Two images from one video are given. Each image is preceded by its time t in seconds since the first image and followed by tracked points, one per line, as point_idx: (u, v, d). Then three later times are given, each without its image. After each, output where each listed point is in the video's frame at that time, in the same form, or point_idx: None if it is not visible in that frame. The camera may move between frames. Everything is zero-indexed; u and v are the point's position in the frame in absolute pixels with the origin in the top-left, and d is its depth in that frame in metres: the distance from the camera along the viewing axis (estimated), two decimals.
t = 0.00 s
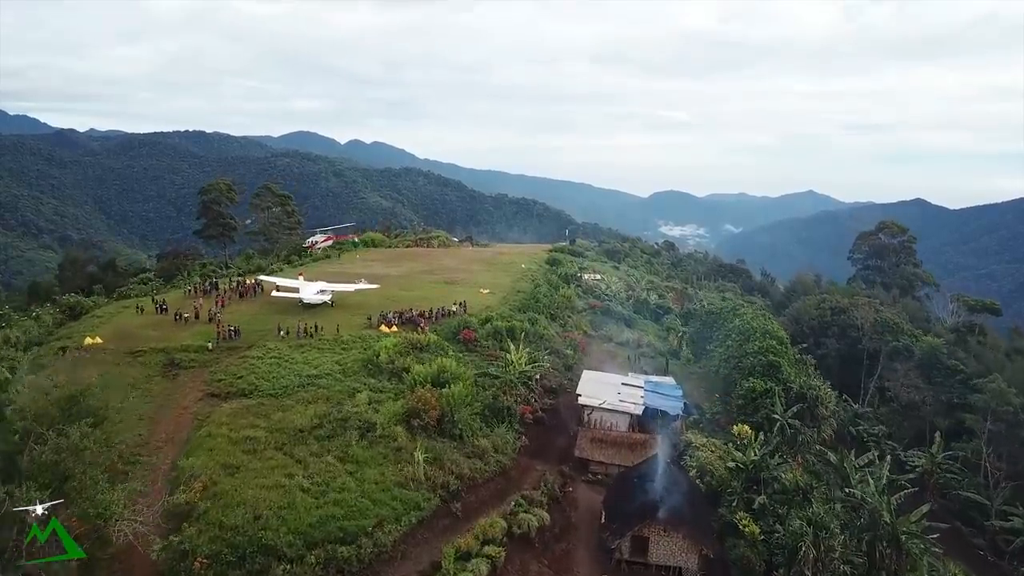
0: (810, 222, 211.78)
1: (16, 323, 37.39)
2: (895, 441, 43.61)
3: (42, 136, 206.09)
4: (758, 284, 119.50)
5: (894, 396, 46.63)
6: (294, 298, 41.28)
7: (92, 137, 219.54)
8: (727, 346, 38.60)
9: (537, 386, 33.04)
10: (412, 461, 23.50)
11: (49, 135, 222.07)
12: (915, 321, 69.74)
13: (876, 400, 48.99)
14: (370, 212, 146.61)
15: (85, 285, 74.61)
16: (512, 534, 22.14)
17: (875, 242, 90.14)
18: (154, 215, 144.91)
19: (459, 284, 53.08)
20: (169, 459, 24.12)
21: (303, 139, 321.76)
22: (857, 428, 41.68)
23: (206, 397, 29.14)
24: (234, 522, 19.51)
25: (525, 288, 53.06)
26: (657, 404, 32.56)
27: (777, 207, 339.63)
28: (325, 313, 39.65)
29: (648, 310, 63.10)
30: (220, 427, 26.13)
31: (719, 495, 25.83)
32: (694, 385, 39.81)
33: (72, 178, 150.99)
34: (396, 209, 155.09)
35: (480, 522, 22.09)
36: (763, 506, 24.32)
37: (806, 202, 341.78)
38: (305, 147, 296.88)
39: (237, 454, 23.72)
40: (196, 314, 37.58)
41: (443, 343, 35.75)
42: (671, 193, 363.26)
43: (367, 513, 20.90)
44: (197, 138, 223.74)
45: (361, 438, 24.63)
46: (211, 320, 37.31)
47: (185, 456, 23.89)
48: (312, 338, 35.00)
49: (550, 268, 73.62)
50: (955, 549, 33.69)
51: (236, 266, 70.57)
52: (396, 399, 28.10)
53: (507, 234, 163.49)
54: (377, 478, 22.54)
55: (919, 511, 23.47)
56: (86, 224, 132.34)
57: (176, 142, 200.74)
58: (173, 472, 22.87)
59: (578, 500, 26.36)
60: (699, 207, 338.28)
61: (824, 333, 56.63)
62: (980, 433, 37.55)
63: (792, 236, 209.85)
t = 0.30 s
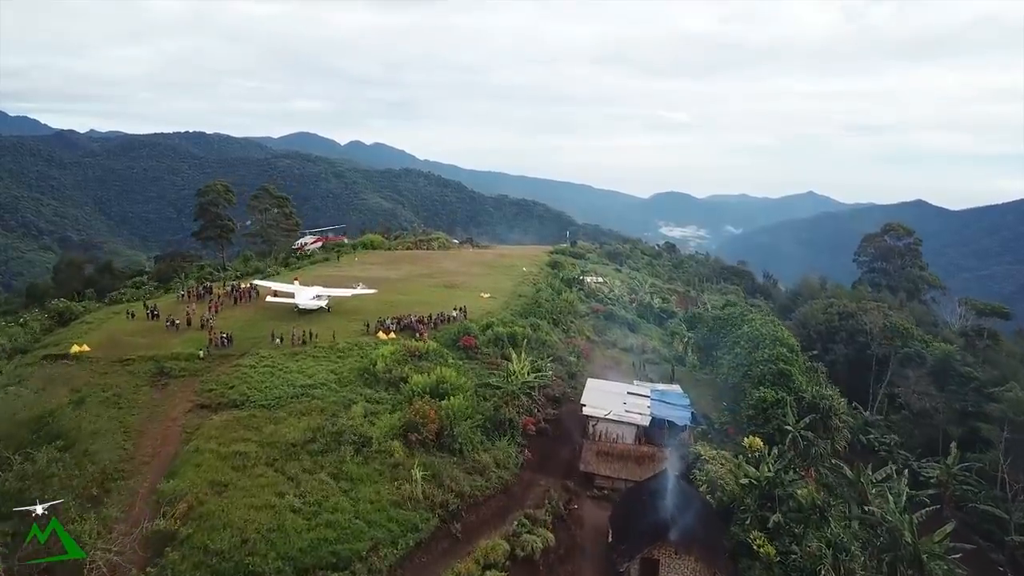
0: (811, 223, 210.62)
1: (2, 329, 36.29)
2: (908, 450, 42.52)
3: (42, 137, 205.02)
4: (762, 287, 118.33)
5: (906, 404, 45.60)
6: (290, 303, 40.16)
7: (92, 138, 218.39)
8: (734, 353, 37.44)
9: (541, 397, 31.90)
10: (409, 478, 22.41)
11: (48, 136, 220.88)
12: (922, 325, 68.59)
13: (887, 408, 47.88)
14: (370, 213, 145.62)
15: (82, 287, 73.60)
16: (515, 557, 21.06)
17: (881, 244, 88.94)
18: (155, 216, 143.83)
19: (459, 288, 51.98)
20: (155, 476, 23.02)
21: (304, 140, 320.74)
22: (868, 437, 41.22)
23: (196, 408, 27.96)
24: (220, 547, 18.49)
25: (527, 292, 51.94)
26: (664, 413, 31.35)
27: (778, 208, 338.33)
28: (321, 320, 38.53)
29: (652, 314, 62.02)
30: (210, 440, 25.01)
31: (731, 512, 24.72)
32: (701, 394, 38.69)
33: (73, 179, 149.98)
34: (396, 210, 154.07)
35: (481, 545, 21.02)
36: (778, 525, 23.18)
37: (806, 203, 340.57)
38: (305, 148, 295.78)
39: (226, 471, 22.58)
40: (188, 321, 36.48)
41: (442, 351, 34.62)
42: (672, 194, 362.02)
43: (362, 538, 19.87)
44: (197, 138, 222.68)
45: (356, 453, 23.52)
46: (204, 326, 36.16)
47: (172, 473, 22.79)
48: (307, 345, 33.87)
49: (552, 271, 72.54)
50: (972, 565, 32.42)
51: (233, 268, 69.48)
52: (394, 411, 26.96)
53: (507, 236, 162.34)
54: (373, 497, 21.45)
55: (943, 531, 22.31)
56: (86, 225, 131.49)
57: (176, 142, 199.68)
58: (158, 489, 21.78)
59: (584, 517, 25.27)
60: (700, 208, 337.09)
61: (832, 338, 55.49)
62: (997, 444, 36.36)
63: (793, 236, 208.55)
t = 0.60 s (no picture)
0: (825, 224, 208.31)
1: (3, 334, 35.38)
2: (937, 464, 41.02)
3: (58, 138, 205.57)
4: (778, 291, 116.62)
5: (934, 415, 44.06)
6: (297, 309, 39.15)
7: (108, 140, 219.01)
8: (756, 362, 36.05)
9: (555, 408, 30.67)
10: (417, 498, 21.30)
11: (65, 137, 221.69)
12: (946, 330, 66.88)
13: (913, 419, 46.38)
14: (383, 215, 144.95)
15: (94, 289, 73.07)
16: None
17: (901, 247, 87.07)
18: (169, 218, 143.56)
19: (471, 292, 50.82)
20: (151, 495, 22.02)
21: (317, 141, 320.99)
22: (895, 448, 39.81)
23: (196, 420, 26.89)
24: None
25: (540, 297, 50.72)
26: (685, 425, 30.33)
27: (792, 209, 335.50)
28: (329, 326, 37.46)
29: (667, 318, 60.75)
30: (210, 454, 23.91)
31: (756, 533, 23.44)
32: (721, 406, 37.38)
33: (89, 180, 149.93)
34: (409, 211, 153.27)
35: (494, 570, 19.89)
36: (807, 548, 21.91)
37: (821, 205, 337.60)
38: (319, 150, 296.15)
39: (225, 488, 21.48)
40: (192, 327, 35.47)
41: (453, 360, 33.46)
42: (685, 195, 359.84)
43: (366, 566, 18.85)
44: (211, 139, 222.92)
45: (362, 470, 22.40)
46: (209, 332, 35.19)
47: (169, 492, 21.77)
48: (313, 353, 32.73)
49: (566, 274, 71.35)
50: None
51: (244, 270, 68.65)
52: (402, 424, 25.81)
53: (519, 237, 161.16)
54: (379, 520, 20.37)
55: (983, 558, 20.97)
56: (103, 226, 131.54)
57: (190, 144, 199.87)
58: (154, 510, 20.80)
59: (601, 537, 24.08)
60: (713, 209, 334.73)
61: (854, 344, 53.92)
62: None
63: (808, 237, 206.13)
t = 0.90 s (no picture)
0: (842, 225, 205.71)
1: (5, 340, 34.45)
2: (969, 478, 39.36)
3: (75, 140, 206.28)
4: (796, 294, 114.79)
5: (965, 426, 42.40)
6: (306, 315, 38.10)
7: (125, 141, 219.69)
8: (781, 373, 34.60)
9: (572, 421, 29.40)
10: (427, 521, 20.15)
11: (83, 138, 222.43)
12: (972, 337, 65.02)
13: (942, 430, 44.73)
14: (398, 216, 144.17)
15: (107, 290, 72.45)
16: None
17: (925, 250, 85.09)
18: (184, 217, 144.43)
19: (485, 297, 49.59)
20: (147, 517, 20.93)
21: (332, 143, 321.13)
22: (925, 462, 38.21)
23: (198, 433, 25.78)
24: None
25: (556, 302, 49.44)
26: (708, 439, 29.07)
27: (808, 211, 332.42)
28: (338, 332, 36.37)
29: (686, 324, 59.29)
30: (210, 469, 22.80)
31: (786, 557, 22.05)
32: (744, 419, 35.98)
33: (106, 181, 149.88)
34: (423, 212, 152.40)
35: None
36: None
37: (837, 206, 334.33)
38: (334, 151, 296.21)
39: (224, 508, 20.33)
40: (198, 332, 34.45)
41: (466, 369, 32.22)
42: (700, 196, 357.45)
43: None
44: (227, 141, 223.26)
45: (368, 490, 21.25)
46: (214, 339, 34.12)
47: (165, 513, 20.68)
48: (321, 361, 31.61)
49: (580, 278, 70.01)
50: None
51: (256, 272, 67.80)
52: (412, 440, 24.61)
53: (534, 238, 159.94)
54: (386, 545, 19.22)
55: None
56: (121, 227, 131.42)
57: (206, 145, 200.02)
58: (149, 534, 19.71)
59: (621, 560, 22.81)
60: (728, 211, 332.16)
61: (880, 351, 52.25)
62: None
63: (825, 236, 203.69)
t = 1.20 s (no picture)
0: (862, 226, 202.78)
1: (8, 346, 33.59)
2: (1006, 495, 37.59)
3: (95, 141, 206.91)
4: (816, 298, 112.75)
5: (1000, 440, 40.63)
6: (317, 321, 36.98)
7: (144, 142, 220.18)
8: (809, 384, 33.07)
9: (591, 435, 28.06)
10: (437, 549, 19.01)
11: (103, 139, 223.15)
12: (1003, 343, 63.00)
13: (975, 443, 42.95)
14: (414, 218, 143.28)
15: (122, 292, 71.80)
16: None
17: (951, 254, 82.92)
18: (202, 217, 144.97)
19: (501, 301, 48.31)
20: (143, 541, 19.85)
21: (349, 143, 321.13)
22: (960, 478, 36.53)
23: (200, 446, 24.65)
24: None
25: (574, 307, 48.09)
26: (734, 456, 27.64)
27: (826, 212, 328.81)
28: (349, 339, 35.23)
29: (706, 330, 57.78)
30: (211, 487, 21.67)
31: None
32: (770, 432, 34.48)
33: (125, 181, 149.93)
34: (439, 214, 151.42)
35: None
36: None
37: (856, 207, 330.40)
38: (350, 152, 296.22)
39: (223, 531, 19.22)
40: (203, 339, 33.45)
41: (480, 380, 30.94)
42: (717, 197, 354.55)
43: None
44: (244, 142, 223.58)
45: (376, 513, 20.09)
46: (220, 346, 33.09)
47: (162, 536, 19.58)
48: (330, 370, 30.45)
49: (598, 282, 68.59)
50: None
51: (270, 273, 66.93)
52: (424, 457, 23.38)
53: (550, 240, 158.49)
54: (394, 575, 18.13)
55: None
56: (140, 227, 131.30)
57: (223, 146, 200.16)
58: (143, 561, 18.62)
59: None
60: (745, 212, 329.14)
61: (908, 360, 50.46)
62: None
63: (844, 237, 200.92)
